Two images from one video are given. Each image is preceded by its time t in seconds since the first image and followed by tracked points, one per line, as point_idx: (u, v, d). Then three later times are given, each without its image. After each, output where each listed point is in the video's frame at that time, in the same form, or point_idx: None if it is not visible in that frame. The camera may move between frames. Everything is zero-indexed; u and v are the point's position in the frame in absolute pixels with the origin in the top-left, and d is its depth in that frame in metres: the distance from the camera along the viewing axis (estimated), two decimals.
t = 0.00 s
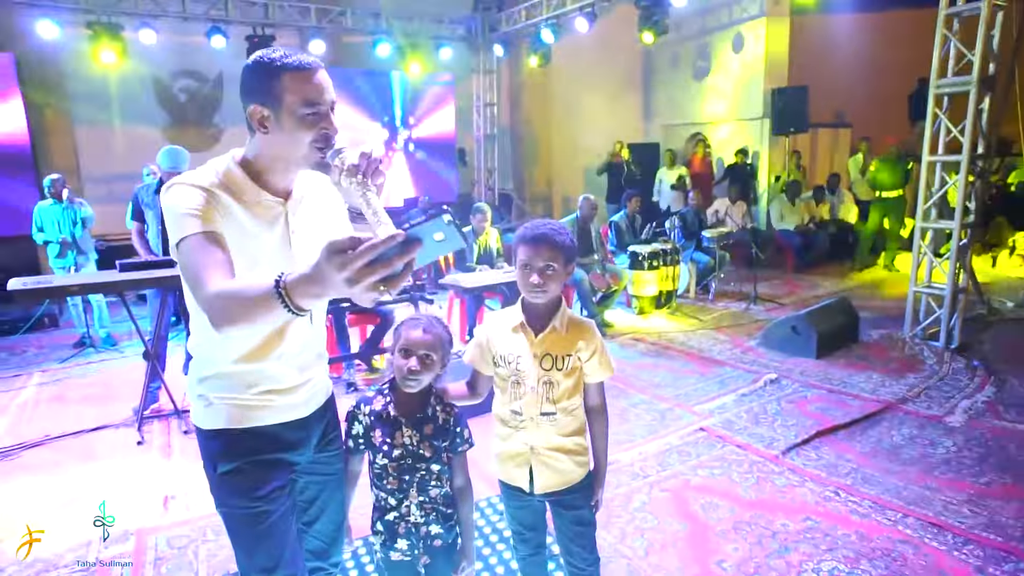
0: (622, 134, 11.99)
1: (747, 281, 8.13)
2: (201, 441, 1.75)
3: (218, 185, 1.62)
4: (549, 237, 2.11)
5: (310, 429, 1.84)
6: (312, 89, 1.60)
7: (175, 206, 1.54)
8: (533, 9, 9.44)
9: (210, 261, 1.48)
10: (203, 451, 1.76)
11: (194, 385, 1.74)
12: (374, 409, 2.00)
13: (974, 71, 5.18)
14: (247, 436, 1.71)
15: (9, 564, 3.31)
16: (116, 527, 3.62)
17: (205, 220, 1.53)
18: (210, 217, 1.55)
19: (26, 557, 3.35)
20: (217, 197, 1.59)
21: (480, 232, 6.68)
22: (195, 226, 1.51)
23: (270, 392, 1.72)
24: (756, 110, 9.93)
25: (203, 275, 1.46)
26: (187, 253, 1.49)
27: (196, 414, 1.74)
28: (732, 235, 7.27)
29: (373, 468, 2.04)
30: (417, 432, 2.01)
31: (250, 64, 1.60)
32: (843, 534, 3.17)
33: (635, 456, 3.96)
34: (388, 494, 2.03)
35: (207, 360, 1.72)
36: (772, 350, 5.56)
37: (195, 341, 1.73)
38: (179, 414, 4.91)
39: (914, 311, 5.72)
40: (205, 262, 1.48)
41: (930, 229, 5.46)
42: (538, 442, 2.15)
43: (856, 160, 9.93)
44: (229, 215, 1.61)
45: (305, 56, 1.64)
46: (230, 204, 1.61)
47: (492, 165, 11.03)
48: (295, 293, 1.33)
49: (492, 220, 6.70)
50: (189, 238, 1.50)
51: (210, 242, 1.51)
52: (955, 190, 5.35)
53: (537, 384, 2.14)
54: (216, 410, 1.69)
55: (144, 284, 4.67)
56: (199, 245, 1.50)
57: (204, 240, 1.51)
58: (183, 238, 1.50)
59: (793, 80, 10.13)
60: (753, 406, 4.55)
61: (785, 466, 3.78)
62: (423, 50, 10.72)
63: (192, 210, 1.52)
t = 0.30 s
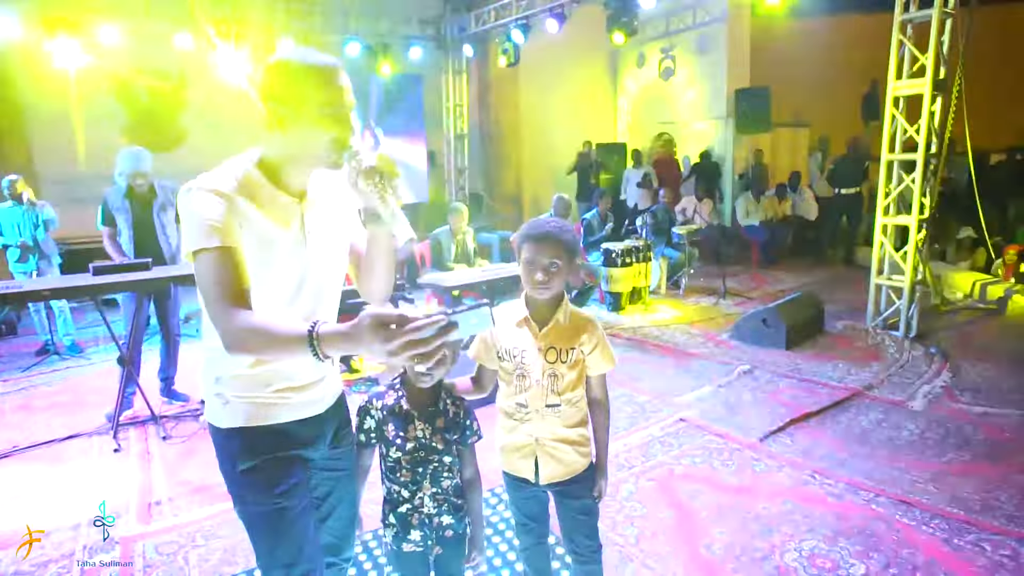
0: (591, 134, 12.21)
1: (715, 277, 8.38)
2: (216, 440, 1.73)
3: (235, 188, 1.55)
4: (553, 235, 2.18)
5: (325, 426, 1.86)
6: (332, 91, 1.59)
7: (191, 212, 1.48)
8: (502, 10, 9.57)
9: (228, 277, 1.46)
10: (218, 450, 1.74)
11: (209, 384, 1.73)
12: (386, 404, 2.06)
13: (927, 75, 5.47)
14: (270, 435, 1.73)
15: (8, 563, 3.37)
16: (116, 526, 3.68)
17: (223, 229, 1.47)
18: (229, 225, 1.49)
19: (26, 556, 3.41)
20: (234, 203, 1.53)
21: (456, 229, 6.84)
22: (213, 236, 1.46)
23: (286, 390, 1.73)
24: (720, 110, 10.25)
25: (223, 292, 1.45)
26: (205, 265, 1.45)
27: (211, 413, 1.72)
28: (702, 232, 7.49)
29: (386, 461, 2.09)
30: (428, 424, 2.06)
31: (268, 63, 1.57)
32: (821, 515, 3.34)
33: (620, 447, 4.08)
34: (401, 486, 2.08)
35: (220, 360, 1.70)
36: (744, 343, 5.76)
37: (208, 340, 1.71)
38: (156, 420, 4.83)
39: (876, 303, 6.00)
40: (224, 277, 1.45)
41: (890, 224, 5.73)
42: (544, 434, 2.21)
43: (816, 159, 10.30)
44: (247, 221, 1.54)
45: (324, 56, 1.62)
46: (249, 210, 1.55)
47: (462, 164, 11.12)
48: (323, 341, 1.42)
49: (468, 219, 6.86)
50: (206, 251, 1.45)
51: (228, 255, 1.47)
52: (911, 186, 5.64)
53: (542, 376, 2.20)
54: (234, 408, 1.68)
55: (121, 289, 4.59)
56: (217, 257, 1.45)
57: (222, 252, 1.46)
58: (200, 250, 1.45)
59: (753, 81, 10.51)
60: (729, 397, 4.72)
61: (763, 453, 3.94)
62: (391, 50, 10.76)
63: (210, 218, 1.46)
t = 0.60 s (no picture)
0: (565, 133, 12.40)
1: (690, 274, 8.59)
2: (229, 436, 1.70)
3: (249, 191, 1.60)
4: (553, 232, 2.22)
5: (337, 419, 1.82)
6: (350, 87, 1.62)
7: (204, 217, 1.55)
8: (476, 11, 9.71)
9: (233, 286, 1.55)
10: (232, 445, 1.70)
11: (223, 380, 1.70)
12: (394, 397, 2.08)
13: (891, 76, 5.71)
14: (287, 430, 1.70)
15: (9, 562, 3.37)
16: (114, 527, 3.69)
17: (232, 237, 1.54)
18: (240, 232, 1.56)
19: (26, 557, 3.41)
20: (248, 207, 1.58)
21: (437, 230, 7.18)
22: (221, 245, 1.53)
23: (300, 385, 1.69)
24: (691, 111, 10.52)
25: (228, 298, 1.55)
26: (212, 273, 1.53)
27: (225, 408, 1.69)
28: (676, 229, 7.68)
29: (394, 453, 2.13)
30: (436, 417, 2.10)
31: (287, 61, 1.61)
32: (802, 497, 3.49)
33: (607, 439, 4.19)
34: (410, 478, 2.12)
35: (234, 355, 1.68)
36: (720, 336, 5.93)
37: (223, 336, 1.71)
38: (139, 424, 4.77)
39: (845, 296, 6.23)
40: (229, 285, 1.54)
41: (858, 219, 5.96)
42: (547, 423, 2.29)
43: (783, 159, 10.62)
44: (259, 226, 1.59)
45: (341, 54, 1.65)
46: (261, 214, 1.60)
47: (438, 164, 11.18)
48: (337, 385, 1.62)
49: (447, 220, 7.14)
50: (216, 261, 1.53)
51: (236, 265, 1.55)
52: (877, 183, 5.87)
53: (545, 367, 2.28)
54: (248, 404, 1.65)
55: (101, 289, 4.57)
56: (222, 268, 1.53)
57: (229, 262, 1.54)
58: (210, 260, 1.53)
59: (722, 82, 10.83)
60: (709, 388, 4.88)
61: (744, 441, 4.10)
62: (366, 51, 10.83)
63: (219, 225, 1.53)
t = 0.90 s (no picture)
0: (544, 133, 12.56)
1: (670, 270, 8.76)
2: (244, 424, 1.68)
3: (264, 180, 1.61)
4: (551, 228, 2.28)
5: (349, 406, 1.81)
6: (366, 81, 1.70)
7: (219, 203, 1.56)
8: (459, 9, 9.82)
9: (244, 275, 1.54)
10: (246, 432, 1.69)
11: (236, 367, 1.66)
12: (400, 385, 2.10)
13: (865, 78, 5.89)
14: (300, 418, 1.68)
15: (8, 562, 3.33)
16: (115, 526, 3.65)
17: (247, 224, 1.54)
18: (254, 219, 1.56)
19: (26, 556, 3.37)
20: (263, 197, 1.59)
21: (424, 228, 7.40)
22: (235, 232, 1.53)
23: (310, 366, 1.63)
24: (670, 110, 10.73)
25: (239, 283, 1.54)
26: (225, 260, 1.53)
27: (239, 395, 1.66)
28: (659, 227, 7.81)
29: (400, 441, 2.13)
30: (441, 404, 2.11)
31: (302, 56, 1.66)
32: (787, 483, 3.61)
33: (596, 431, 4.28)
34: (417, 465, 2.12)
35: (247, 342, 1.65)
36: (703, 331, 6.07)
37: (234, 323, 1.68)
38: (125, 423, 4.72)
39: (823, 291, 6.41)
40: (241, 273, 1.54)
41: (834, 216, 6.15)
42: (546, 410, 2.35)
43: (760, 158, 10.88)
44: (271, 214, 1.60)
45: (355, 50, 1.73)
46: (275, 203, 1.61)
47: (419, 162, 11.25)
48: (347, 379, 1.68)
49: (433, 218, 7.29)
50: (229, 252, 1.54)
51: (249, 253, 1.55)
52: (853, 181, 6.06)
53: (546, 355, 2.34)
54: (264, 391, 1.64)
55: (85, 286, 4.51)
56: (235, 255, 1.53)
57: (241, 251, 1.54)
58: (224, 251, 1.53)
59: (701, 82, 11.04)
60: (694, 381, 5.00)
61: (730, 431, 4.22)
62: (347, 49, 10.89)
63: (233, 212, 1.54)
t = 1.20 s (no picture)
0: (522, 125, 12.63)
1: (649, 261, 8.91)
2: (258, 408, 1.72)
3: (274, 167, 1.64)
4: (547, 215, 2.31)
5: (358, 389, 1.87)
6: (371, 67, 1.67)
7: (229, 189, 1.58)
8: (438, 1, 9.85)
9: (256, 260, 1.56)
10: (259, 416, 1.73)
11: (248, 353, 1.71)
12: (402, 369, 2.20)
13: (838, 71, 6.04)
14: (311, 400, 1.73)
15: (8, 561, 3.27)
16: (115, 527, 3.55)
17: (259, 211, 1.56)
18: (266, 206, 1.58)
19: (26, 557, 3.29)
20: (273, 185, 1.61)
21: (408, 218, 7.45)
22: (247, 218, 1.55)
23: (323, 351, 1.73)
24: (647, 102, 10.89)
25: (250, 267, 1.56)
26: (237, 246, 1.55)
27: (253, 380, 1.71)
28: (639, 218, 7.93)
29: (402, 423, 2.22)
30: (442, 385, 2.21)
31: (307, 43, 1.67)
32: (766, 463, 3.75)
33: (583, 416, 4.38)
34: (419, 446, 2.21)
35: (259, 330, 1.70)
36: (683, 319, 6.21)
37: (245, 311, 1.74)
38: (108, 416, 4.68)
39: (798, 279, 6.60)
40: (252, 259, 1.55)
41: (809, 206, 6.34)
42: (542, 393, 2.43)
43: (737, 150, 11.10)
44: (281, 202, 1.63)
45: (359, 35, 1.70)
46: (285, 191, 1.63)
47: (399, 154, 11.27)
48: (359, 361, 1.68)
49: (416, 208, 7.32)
50: (241, 239, 1.55)
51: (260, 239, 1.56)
52: (827, 172, 6.24)
53: (542, 339, 2.41)
54: (277, 374, 1.68)
55: (66, 279, 4.47)
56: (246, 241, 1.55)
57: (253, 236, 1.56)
58: (236, 238, 1.54)
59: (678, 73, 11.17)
60: (676, 367, 5.13)
61: (712, 414, 4.35)
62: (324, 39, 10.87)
63: (244, 198, 1.56)
